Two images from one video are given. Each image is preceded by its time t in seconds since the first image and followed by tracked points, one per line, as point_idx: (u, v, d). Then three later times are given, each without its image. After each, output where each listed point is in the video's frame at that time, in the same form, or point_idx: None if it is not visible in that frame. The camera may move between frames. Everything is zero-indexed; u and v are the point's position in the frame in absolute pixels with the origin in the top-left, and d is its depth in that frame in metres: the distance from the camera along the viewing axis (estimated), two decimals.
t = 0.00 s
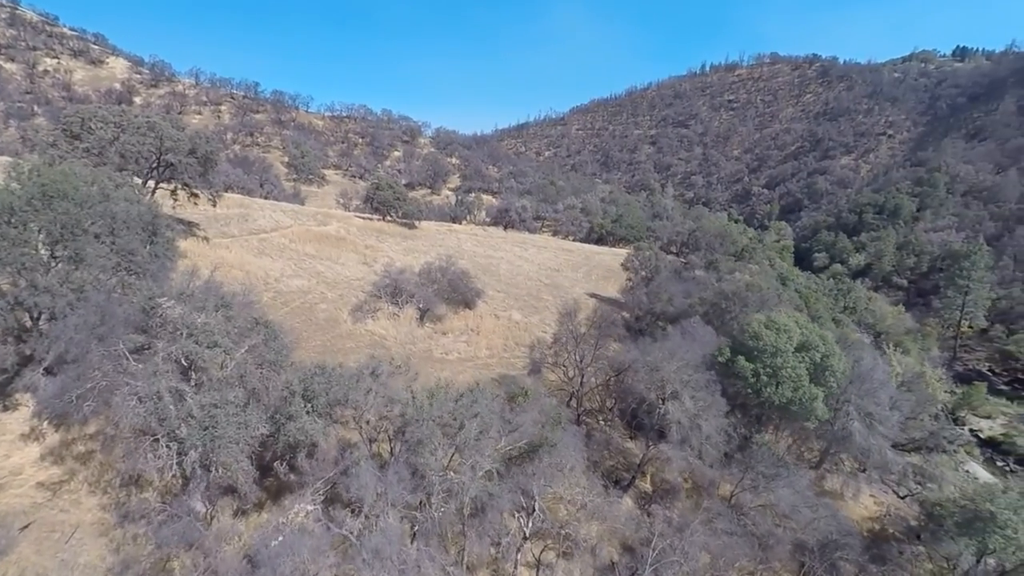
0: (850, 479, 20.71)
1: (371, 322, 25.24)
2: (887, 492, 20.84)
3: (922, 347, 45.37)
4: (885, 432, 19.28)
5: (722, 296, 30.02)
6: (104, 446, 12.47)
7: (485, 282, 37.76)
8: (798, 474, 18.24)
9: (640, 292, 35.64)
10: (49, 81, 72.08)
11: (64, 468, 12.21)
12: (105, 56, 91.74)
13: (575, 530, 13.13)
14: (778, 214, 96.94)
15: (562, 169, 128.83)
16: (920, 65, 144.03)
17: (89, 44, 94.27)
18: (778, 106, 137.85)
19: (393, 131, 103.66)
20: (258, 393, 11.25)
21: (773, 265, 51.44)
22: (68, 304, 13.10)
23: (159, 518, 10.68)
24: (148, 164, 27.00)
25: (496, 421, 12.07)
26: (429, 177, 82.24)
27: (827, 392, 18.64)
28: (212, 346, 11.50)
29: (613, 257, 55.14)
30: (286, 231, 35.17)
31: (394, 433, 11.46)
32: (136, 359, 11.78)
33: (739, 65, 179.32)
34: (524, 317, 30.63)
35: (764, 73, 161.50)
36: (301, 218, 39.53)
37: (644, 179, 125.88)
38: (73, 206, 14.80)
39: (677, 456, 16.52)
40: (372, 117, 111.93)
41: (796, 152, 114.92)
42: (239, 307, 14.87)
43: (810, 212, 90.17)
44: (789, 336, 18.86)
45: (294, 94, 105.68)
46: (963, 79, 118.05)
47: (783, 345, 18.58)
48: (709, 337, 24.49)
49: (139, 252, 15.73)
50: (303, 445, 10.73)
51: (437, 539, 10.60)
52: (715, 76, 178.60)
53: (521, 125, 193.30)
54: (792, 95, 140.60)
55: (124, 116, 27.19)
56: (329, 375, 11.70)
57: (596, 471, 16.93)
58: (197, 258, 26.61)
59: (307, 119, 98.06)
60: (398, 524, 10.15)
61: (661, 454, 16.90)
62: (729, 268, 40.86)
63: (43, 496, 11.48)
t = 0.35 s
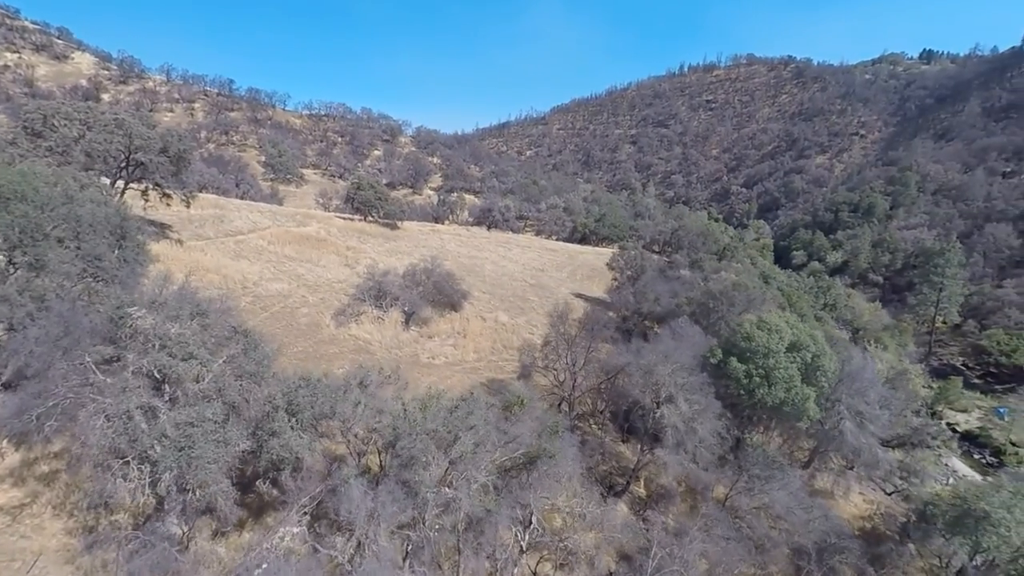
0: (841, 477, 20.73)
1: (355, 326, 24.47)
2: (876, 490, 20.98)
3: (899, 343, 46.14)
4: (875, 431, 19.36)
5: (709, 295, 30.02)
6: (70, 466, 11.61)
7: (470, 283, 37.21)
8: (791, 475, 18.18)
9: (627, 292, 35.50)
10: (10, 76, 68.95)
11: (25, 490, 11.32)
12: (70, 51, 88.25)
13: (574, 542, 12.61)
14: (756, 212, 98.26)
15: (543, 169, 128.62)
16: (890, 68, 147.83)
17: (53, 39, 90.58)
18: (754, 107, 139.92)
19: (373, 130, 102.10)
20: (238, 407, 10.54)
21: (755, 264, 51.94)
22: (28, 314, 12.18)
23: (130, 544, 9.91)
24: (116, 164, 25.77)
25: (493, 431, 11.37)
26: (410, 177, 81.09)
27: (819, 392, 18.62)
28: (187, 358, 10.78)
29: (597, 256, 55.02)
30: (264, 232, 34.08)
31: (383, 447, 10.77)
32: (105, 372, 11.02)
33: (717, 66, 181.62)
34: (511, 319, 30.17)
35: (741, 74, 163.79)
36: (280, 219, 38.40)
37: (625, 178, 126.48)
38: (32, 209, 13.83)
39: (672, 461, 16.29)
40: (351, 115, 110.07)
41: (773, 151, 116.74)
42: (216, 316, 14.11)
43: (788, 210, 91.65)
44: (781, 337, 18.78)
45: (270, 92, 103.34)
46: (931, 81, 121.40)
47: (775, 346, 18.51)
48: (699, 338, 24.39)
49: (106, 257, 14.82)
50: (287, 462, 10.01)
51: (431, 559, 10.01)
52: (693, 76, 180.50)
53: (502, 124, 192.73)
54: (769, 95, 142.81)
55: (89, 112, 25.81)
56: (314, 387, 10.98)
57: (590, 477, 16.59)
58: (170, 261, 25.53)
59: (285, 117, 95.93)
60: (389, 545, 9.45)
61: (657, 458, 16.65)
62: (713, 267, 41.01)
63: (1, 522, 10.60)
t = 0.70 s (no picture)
0: (833, 477, 20.84)
1: (341, 330, 23.77)
2: (867, 488, 21.12)
3: (881, 339, 46.85)
4: (868, 430, 19.42)
5: (699, 296, 29.99)
6: (35, 489, 10.77)
7: (457, 285, 36.67)
8: (787, 476, 18.12)
9: (615, 292, 35.31)
10: None
11: None
12: (37, 48, 85.11)
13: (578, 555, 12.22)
14: (738, 211, 99.34)
15: (527, 168, 128.38)
16: (864, 70, 151.00)
17: (19, 35, 87.25)
18: (735, 107, 141.63)
19: (354, 129, 100.68)
20: (219, 423, 9.87)
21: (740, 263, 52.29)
22: None
23: None
24: (87, 164, 24.73)
25: (492, 443, 10.85)
26: (393, 177, 80.02)
27: (813, 393, 18.60)
28: (164, 373, 10.07)
29: (583, 257, 54.81)
30: (244, 235, 33.04)
31: (375, 461, 10.18)
32: (72, 387, 10.20)
33: (697, 67, 183.49)
34: (500, 321, 29.69)
35: (721, 75, 165.73)
36: (260, 221, 37.38)
37: (608, 178, 126.92)
38: None
39: (670, 466, 16.11)
40: (332, 115, 108.37)
41: (753, 151, 118.24)
42: (195, 326, 13.35)
43: (768, 210, 92.83)
44: (776, 338, 18.68)
45: (248, 90, 101.12)
46: (903, 84, 124.30)
47: (770, 347, 18.40)
48: (691, 339, 24.27)
49: (74, 263, 13.99)
50: (274, 482, 9.35)
51: None
52: (674, 76, 182.08)
53: (485, 125, 192.02)
54: (748, 96, 144.63)
55: (57, 110, 24.67)
56: (301, 399, 10.31)
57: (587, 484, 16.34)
58: (145, 266, 24.48)
59: (264, 117, 93.97)
60: (385, 568, 8.77)
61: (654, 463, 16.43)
62: (700, 266, 41.07)
63: None
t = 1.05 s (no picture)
0: (827, 478, 20.88)
1: (326, 337, 23.00)
2: (860, 488, 21.15)
3: (863, 337, 47.52)
4: (862, 431, 19.41)
5: (689, 297, 29.86)
6: None
7: (444, 287, 36.07)
8: (784, 479, 18.01)
9: (604, 293, 35.01)
10: None
11: None
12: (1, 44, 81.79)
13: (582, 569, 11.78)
14: (720, 211, 100.29)
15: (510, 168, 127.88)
16: (839, 72, 154.01)
17: None
18: (715, 108, 143.20)
19: (335, 129, 99.08)
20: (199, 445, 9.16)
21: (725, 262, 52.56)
22: None
23: None
24: (54, 165, 23.47)
25: (493, 457, 10.24)
26: (376, 177, 78.79)
27: (808, 394, 18.52)
28: (138, 391, 9.31)
29: (570, 257, 54.54)
30: (222, 238, 31.94)
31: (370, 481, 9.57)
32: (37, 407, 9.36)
33: (678, 68, 185.15)
34: (489, 324, 29.13)
35: (701, 76, 167.43)
36: (239, 223, 36.26)
37: (592, 178, 127.21)
38: None
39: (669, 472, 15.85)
40: (312, 114, 106.52)
41: (734, 151, 119.62)
42: (173, 337, 12.64)
43: (750, 209, 93.83)
44: (771, 340, 18.55)
45: (224, 89, 98.67)
46: (877, 86, 127.11)
47: (765, 349, 18.25)
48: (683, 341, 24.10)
49: (38, 270, 13.06)
50: (260, 506, 8.70)
51: None
52: (655, 77, 183.43)
53: (467, 125, 191.01)
54: (728, 97, 146.25)
55: (23, 107, 23.41)
56: (288, 416, 9.64)
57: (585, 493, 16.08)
58: (118, 272, 23.37)
59: (241, 116, 91.84)
60: None
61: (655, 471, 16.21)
62: (687, 267, 41.07)
63: None
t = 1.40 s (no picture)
0: (820, 477, 20.95)
1: (311, 343, 22.23)
2: (853, 487, 21.23)
3: (845, 334, 48.20)
4: (855, 431, 19.45)
5: (679, 297, 29.78)
6: None
7: (431, 289, 35.43)
8: (781, 481, 17.92)
9: (593, 294, 34.75)
10: None
11: None
12: None
13: None
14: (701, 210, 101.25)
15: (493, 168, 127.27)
16: (814, 74, 157.04)
17: None
18: (695, 109, 144.67)
19: (315, 128, 97.31)
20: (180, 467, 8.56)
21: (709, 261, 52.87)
22: None
23: None
24: (17, 164, 22.08)
25: (495, 472, 9.77)
26: (358, 178, 77.52)
27: (803, 395, 18.49)
28: (111, 410, 8.61)
29: (556, 258, 54.26)
30: (200, 240, 30.77)
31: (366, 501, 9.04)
32: None
33: (658, 69, 186.67)
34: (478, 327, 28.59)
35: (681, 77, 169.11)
36: (217, 225, 35.06)
37: (575, 178, 127.44)
38: None
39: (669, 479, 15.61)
40: (291, 113, 104.46)
41: (714, 152, 120.96)
42: (150, 350, 11.93)
43: (731, 208, 94.85)
44: (766, 341, 18.49)
45: (199, 87, 96.06)
46: (851, 88, 129.87)
47: (761, 351, 18.16)
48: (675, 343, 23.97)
49: None
50: (248, 533, 8.05)
51: None
52: (636, 78, 184.65)
53: (449, 125, 189.78)
54: (708, 98, 147.87)
55: None
56: (276, 434, 9.07)
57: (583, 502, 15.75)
58: (89, 277, 22.25)
59: (217, 115, 89.60)
60: None
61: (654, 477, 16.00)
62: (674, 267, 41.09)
63: None
